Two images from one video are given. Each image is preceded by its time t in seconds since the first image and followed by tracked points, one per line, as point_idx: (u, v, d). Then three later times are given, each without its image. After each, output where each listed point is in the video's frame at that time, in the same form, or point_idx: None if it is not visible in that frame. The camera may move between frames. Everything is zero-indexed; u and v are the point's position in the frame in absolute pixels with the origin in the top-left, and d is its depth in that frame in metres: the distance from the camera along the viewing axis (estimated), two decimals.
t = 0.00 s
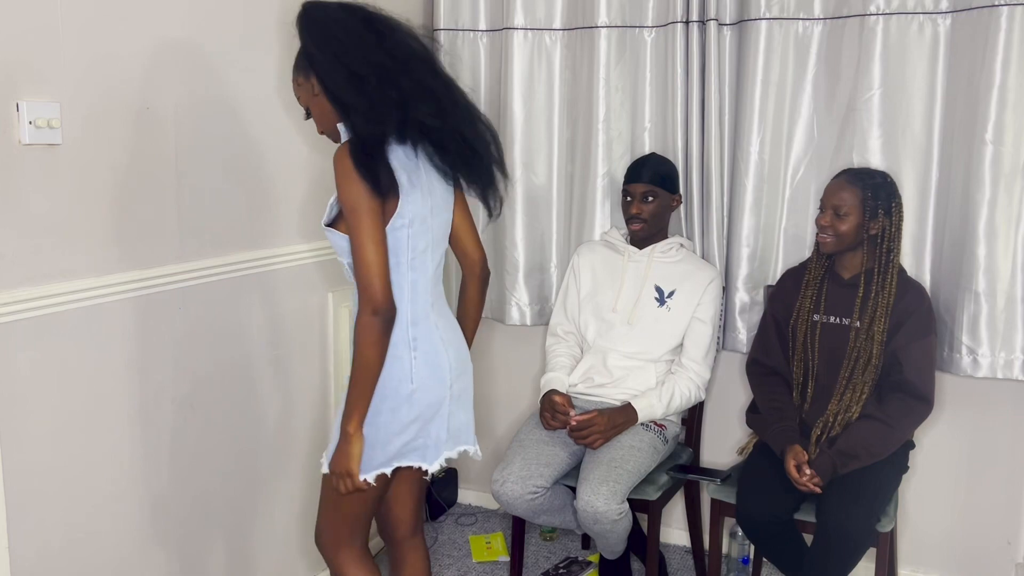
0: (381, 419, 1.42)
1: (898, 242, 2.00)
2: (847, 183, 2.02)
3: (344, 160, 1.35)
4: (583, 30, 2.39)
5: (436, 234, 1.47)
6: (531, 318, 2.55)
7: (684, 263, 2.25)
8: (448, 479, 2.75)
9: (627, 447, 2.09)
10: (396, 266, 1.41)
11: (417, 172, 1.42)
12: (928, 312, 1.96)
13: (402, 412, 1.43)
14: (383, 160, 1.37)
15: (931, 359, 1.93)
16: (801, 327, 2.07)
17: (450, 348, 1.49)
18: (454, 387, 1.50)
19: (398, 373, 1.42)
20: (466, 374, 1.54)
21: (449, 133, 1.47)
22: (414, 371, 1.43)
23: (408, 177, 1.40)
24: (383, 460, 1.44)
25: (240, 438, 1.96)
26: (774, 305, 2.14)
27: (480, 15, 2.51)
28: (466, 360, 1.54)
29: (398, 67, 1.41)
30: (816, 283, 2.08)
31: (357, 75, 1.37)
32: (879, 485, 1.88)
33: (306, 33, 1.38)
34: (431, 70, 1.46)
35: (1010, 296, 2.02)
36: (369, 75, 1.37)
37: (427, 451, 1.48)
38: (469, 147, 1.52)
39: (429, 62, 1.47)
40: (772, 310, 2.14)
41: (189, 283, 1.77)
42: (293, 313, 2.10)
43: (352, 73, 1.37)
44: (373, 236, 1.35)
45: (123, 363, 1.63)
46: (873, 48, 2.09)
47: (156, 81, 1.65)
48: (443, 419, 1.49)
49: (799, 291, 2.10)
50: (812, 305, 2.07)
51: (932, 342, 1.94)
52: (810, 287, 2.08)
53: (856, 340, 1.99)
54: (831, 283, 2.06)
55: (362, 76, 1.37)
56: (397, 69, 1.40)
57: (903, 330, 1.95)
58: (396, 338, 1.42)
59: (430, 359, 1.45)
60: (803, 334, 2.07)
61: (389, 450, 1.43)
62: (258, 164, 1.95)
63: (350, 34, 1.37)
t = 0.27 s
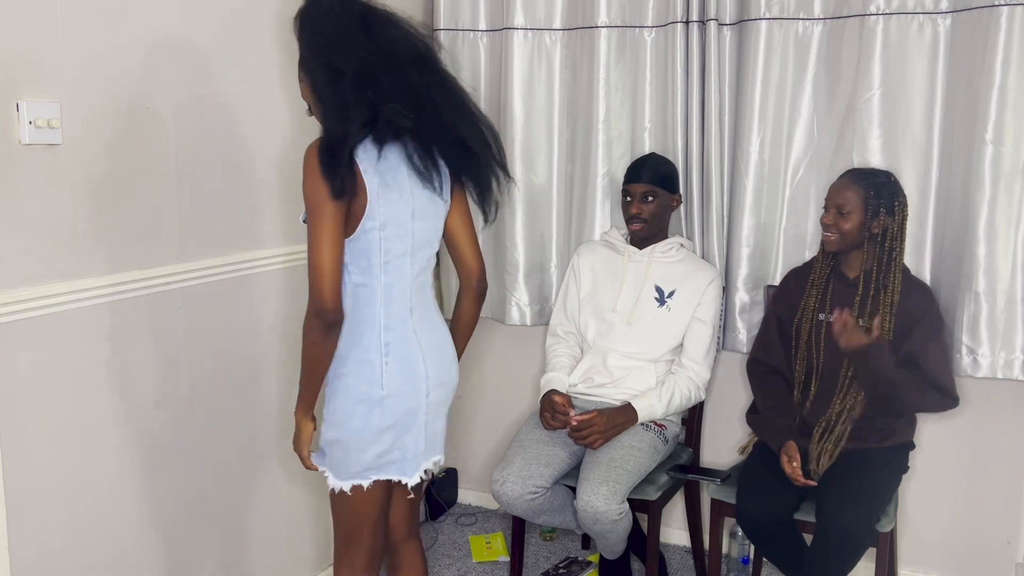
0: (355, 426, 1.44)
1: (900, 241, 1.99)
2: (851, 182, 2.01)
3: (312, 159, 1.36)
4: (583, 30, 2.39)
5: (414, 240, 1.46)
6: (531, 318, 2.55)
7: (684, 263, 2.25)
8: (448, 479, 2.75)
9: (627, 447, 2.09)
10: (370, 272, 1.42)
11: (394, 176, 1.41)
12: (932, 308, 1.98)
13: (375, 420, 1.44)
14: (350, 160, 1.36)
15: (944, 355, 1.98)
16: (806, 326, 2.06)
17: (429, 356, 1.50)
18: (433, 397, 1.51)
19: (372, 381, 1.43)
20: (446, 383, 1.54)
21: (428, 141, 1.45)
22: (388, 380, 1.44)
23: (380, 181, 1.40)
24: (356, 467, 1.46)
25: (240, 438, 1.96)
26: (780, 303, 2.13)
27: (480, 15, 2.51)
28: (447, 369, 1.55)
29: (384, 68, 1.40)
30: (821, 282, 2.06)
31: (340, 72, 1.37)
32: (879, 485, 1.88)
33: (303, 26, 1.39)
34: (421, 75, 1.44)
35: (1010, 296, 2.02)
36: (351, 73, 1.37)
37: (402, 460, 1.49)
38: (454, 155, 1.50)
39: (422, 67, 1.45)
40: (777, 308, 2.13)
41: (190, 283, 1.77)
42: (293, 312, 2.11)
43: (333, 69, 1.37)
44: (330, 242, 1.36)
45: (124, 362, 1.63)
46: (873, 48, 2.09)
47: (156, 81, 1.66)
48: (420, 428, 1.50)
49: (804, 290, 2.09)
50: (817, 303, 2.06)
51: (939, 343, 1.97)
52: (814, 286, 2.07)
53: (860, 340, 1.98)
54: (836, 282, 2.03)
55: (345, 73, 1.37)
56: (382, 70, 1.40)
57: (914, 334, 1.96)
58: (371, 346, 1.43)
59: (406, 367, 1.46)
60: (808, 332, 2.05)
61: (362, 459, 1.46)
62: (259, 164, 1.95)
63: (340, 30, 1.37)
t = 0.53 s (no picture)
0: (335, 436, 1.40)
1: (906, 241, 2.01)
2: (852, 181, 2.03)
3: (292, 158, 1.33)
4: (583, 30, 2.39)
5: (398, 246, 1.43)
6: (531, 318, 2.55)
7: (684, 263, 2.25)
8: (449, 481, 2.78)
9: (627, 448, 2.09)
10: (353, 278, 1.40)
11: (380, 179, 1.38)
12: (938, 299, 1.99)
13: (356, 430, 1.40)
14: (333, 161, 1.33)
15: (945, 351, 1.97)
16: (810, 326, 2.07)
17: (414, 366, 1.46)
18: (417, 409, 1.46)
19: (354, 389, 1.40)
20: (432, 394, 1.50)
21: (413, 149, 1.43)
22: (371, 389, 1.41)
23: (367, 182, 1.37)
24: (336, 477, 1.42)
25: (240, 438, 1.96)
26: (785, 302, 2.13)
27: (480, 15, 2.51)
28: (433, 380, 1.50)
29: (374, 70, 1.39)
30: (824, 282, 2.08)
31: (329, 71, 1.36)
32: (879, 485, 1.88)
33: (295, 22, 1.38)
34: (412, 81, 1.43)
35: (1010, 297, 2.02)
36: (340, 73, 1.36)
37: (384, 473, 1.44)
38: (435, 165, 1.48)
39: (415, 72, 1.44)
40: (781, 307, 2.14)
41: (190, 283, 1.77)
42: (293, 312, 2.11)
43: (321, 67, 1.36)
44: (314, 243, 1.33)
45: (123, 362, 1.63)
46: (873, 48, 2.09)
47: (156, 81, 1.66)
48: (403, 440, 1.45)
49: (807, 290, 2.10)
50: (821, 302, 2.07)
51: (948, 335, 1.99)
52: (817, 286, 2.08)
53: (865, 337, 1.99)
54: (842, 281, 2.04)
55: (333, 73, 1.36)
56: (371, 72, 1.38)
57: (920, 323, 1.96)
58: (354, 353, 1.40)
59: (390, 376, 1.42)
60: (812, 331, 2.06)
61: (342, 470, 1.42)
62: (258, 164, 1.95)
63: (333, 27, 1.36)
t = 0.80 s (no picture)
0: (338, 447, 1.40)
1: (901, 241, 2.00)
2: (855, 180, 2.02)
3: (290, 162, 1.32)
4: (583, 30, 2.39)
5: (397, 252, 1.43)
6: (531, 318, 2.55)
7: (684, 262, 2.25)
8: (449, 480, 2.76)
9: (626, 448, 2.09)
10: (355, 289, 1.39)
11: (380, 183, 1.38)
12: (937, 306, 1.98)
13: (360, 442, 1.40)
14: (331, 164, 1.32)
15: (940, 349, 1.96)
16: (810, 324, 2.07)
17: (413, 379, 1.46)
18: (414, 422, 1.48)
19: (357, 402, 1.39)
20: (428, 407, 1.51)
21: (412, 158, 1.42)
22: (375, 401, 1.41)
23: (367, 188, 1.36)
24: (333, 488, 1.42)
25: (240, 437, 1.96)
26: (785, 302, 2.14)
27: (480, 15, 2.51)
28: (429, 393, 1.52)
29: (371, 72, 1.37)
30: (825, 280, 2.08)
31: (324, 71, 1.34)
32: (879, 485, 1.88)
33: (291, 21, 1.36)
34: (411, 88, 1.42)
35: (1010, 297, 2.02)
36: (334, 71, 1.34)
37: (381, 485, 1.45)
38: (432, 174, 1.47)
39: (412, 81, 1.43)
40: (781, 306, 2.15)
41: (190, 283, 1.78)
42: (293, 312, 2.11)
43: (316, 67, 1.34)
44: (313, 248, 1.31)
45: (123, 362, 1.63)
46: (873, 48, 2.09)
47: (156, 81, 1.66)
48: (402, 451, 1.46)
49: (807, 289, 2.11)
50: (822, 299, 2.07)
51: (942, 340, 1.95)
52: (818, 284, 2.09)
53: (866, 335, 1.99)
54: (840, 280, 2.05)
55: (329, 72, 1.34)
56: (368, 74, 1.37)
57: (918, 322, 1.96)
58: (357, 365, 1.40)
59: (392, 388, 1.43)
60: (812, 329, 2.07)
61: (341, 481, 1.41)
62: (258, 164, 1.95)
63: (329, 28, 1.34)
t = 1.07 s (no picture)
0: (313, 455, 1.37)
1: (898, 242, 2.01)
2: (853, 185, 2.03)
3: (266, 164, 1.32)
4: (583, 30, 2.39)
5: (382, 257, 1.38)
6: (531, 318, 2.55)
7: (684, 262, 2.25)
8: (449, 479, 2.75)
9: (626, 447, 2.09)
10: (336, 294, 1.35)
11: (355, 184, 1.34)
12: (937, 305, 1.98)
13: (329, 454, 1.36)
14: (302, 165, 1.30)
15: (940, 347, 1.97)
16: (810, 323, 2.08)
17: (397, 394, 1.40)
18: (396, 439, 1.41)
19: (332, 412, 1.36)
20: (419, 425, 1.44)
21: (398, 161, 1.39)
22: (348, 411, 1.37)
23: (341, 189, 1.32)
24: (314, 496, 1.40)
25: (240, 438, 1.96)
26: (785, 301, 2.14)
27: (480, 15, 2.51)
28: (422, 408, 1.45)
29: (360, 72, 1.35)
30: (823, 281, 2.08)
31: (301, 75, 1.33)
32: (879, 485, 1.88)
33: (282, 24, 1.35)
34: (400, 91, 1.39)
35: (1010, 297, 2.02)
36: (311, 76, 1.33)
37: (359, 497, 1.41)
38: (427, 177, 1.44)
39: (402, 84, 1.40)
40: (782, 305, 2.15)
41: (190, 283, 1.78)
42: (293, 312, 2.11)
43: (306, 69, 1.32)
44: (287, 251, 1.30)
45: (123, 362, 1.63)
46: (872, 48, 2.09)
47: (155, 81, 1.66)
48: (381, 465, 1.41)
49: (807, 289, 2.11)
50: (821, 299, 2.07)
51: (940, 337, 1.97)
52: (817, 284, 2.09)
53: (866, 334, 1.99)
54: (839, 280, 2.05)
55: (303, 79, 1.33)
56: (357, 74, 1.34)
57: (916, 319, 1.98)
58: (333, 373, 1.36)
59: (367, 399, 1.38)
60: (812, 328, 2.07)
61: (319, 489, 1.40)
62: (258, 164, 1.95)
63: (316, 31, 1.33)
